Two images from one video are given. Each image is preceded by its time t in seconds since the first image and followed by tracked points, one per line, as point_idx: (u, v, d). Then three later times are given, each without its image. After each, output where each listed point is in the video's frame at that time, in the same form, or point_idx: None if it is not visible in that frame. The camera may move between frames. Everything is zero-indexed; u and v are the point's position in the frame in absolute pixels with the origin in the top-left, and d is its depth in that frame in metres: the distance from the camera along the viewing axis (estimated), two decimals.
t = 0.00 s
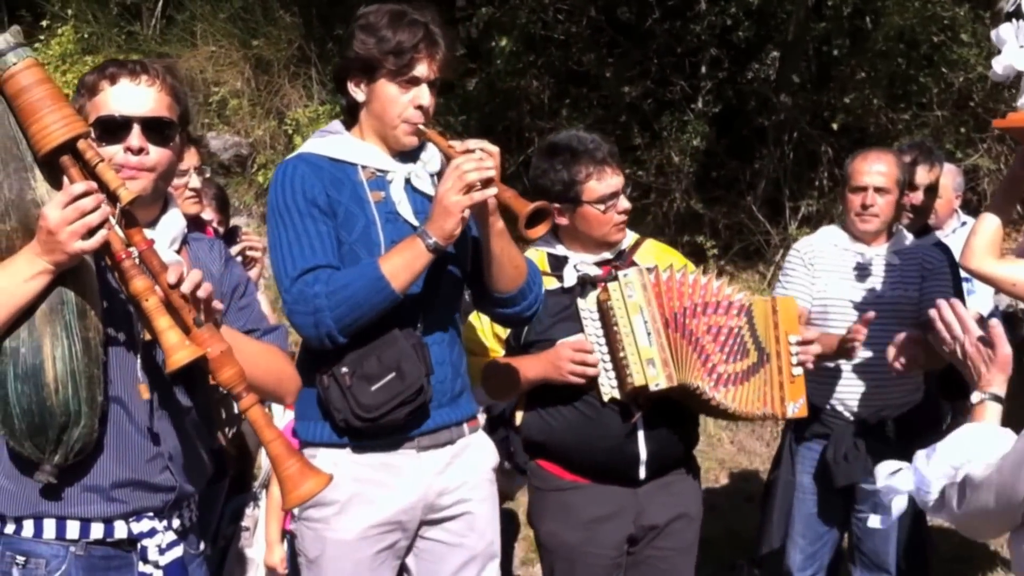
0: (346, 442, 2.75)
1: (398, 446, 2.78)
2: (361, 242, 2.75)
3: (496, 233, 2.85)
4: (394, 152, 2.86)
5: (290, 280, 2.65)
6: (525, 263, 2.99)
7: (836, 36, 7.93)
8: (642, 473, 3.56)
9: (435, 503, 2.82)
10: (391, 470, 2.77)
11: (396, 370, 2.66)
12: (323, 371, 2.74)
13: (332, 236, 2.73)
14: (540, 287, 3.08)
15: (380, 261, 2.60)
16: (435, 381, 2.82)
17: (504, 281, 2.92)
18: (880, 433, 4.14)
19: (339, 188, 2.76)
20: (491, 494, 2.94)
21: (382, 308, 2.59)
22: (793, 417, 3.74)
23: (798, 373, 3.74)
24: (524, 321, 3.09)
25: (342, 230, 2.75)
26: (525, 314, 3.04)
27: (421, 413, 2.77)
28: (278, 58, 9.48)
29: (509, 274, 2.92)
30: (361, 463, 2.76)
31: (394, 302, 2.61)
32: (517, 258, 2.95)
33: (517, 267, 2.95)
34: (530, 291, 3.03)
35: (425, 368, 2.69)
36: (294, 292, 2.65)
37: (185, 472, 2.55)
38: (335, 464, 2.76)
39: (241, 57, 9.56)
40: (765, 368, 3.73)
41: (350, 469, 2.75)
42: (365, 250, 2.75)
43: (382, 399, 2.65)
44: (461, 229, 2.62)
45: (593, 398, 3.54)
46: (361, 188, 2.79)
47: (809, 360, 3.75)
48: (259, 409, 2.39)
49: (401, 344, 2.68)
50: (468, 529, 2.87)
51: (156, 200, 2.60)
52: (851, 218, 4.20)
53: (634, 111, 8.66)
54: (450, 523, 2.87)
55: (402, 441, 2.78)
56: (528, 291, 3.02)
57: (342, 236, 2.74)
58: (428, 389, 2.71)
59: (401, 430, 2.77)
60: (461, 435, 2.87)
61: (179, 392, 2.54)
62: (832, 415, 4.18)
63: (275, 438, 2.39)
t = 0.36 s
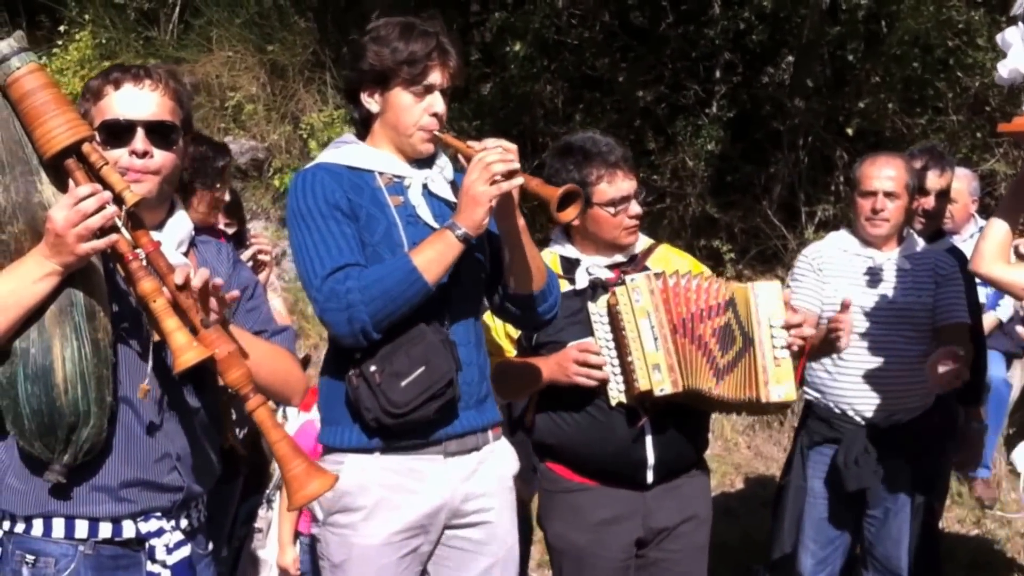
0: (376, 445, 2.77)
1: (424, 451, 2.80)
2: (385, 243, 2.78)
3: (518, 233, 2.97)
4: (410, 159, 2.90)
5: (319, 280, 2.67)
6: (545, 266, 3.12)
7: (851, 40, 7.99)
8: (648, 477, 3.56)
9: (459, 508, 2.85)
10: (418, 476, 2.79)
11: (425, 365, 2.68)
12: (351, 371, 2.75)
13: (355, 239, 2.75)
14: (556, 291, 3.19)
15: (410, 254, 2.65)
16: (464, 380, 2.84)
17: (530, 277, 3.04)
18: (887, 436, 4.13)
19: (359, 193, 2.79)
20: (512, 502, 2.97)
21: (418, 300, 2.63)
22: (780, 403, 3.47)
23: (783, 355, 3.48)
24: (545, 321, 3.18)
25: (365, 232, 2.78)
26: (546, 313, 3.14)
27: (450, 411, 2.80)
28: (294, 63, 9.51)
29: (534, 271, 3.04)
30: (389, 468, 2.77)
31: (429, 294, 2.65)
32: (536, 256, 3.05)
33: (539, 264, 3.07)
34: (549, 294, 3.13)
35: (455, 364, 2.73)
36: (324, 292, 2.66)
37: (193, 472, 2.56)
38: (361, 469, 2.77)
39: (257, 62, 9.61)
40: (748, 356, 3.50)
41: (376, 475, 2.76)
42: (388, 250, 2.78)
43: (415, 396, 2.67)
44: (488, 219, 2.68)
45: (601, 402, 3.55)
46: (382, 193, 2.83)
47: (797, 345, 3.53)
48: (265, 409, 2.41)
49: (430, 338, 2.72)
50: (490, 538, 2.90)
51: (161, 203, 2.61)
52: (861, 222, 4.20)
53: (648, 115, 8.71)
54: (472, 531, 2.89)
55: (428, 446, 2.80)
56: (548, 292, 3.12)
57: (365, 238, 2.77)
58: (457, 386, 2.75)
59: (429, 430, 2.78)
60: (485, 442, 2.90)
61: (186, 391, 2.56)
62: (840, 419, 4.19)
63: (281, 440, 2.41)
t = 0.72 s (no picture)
0: (412, 445, 2.91)
1: (462, 455, 2.93)
2: (418, 246, 2.98)
3: (548, 233, 3.07)
4: (445, 167, 3.12)
5: (351, 281, 2.88)
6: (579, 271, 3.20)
7: (864, 47, 8.11)
8: (652, 481, 3.57)
9: (494, 516, 2.97)
10: (455, 480, 2.92)
11: (458, 361, 2.84)
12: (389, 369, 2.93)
13: (388, 243, 2.96)
14: (595, 296, 3.28)
15: (436, 254, 2.81)
16: (501, 379, 2.96)
17: (561, 282, 3.13)
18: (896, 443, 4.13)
19: (393, 201, 3.01)
20: (545, 513, 3.08)
21: (444, 300, 2.81)
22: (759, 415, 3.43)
23: (772, 369, 3.44)
24: (585, 327, 3.29)
25: (399, 236, 2.98)
26: (584, 318, 3.25)
27: (488, 411, 2.93)
28: (305, 70, 9.55)
29: (565, 277, 3.13)
30: (428, 471, 2.91)
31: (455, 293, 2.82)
32: (569, 261, 3.14)
33: (570, 271, 3.14)
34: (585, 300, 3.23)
35: (488, 360, 2.88)
36: (355, 292, 2.87)
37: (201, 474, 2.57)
38: (401, 468, 2.91)
39: (268, 70, 9.60)
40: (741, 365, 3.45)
41: (415, 474, 2.91)
42: (421, 253, 2.97)
43: (445, 391, 2.82)
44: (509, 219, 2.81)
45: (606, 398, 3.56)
46: (415, 201, 3.04)
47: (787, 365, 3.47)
48: (270, 411, 2.42)
49: (464, 336, 2.88)
50: (519, 546, 3.01)
51: (168, 208, 2.64)
52: (872, 229, 4.20)
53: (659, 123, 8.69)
54: (502, 538, 3.01)
55: (464, 450, 2.93)
56: (584, 297, 3.22)
57: (398, 242, 2.97)
58: (489, 386, 2.88)
59: (468, 429, 2.91)
60: (526, 450, 3.01)
61: (195, 395, 2.56)
62: (850, 426, 4.18)
63: (287, 441, 2.43)
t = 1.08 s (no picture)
0: (423, 442, 2.95)
1: (476, 455, 2.95)
2: (438, 248, 3.02)
3: (559, 239, 2.97)
4: (479, 174, 3.16)
5: (367, 280, 2.96)
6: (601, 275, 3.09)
7: (873, 52, 8.11)
8: (674, 479, 3.56)
9: (504, 517, 2.98)
10: (469, 478, 2.94)
11: (467, 362, 2.87)
12: (405, 367, 2.99)
13: (411, 245, 3.02)
14: (620, 300, 3.15)
15: (444, 258, 2.86)
16: (511, 382, 2.96)
17: (575, 290, 3.03)
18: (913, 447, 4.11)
19: (418, 204, 3.07)
20: (559, 518, 3.07)
21: (451, 303, 2.85)
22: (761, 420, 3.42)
23: (783, 378, 3.45)
24: (608, 335, 3.15)
25: (421, 238, 3.03)
26: (605, 324, 3.11)
27: (497, 413, 2.94)
28: (315, 75, 9.58)
29: (579, 283, 3.02)
30: (439, 468, 2.94)
31: (462, 296, 2.85)
32: (586, 267, 3.03)
33: (587, 277, 3.03)
34: (606, 306, 3.10)
35: (495, 362, 2.88)
36: (369, 291, 2.95)
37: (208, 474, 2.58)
38: (417, 463, 2.95)
39: (279, 75, 9.64)
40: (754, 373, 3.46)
41: (427, 469, 2.94)
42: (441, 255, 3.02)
43: (451, 390, 2.86)
44: (516, 223, 2.81)
45: (637, 395, 3.61)
46: (441, 204, 3.09)
47: (802, 375, 3.49)
48: (275, 412, 2.43)
49: (473, 339, 2.90)
50: (528, 549, 3.01)
51: (173, 210, 2.65)
52: (879, 234, 4.21)
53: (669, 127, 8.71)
54: (512, 540, 3.01)
55: (477, 449, 2.95)
56: (605, 303, 3.09)
57: (420, 244, 3.02)
58: (499, 386, 2.88)
59: (475, 429, 2.93)
60: (542, 454, 3.02)
61: (200, 395, 2.57)
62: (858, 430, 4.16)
63: (289, 443, 2.45)
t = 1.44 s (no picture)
0: (427, 435, 2.95)
1: (480, 448, 2.95)
2: (447, 244, 3.02)
3: (565, 237, 2.95)
4: (493, 172, 3.16)
5: (374, 275, 2.98)
6: (607, 273, 3.06)
7: (880, 50, 8.04)
8: (685, 472, 3.56)
9: (508, 511, 2.98)
10: (474, 472, 2.94)
11: (467, 358, 2.86)
12: (411, 361, 3.00)
13: (420, 241, 3.03)
14: (625, 300, 3.12)
15: (445, 255, 2.86)
16: (514, 378, 2.97)
17: (579, 289, 3.00)
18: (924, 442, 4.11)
19: (430, 200, 3.07)
20: (564, 513, 3.07)
21: (453, 299, 2.85)
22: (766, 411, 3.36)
23: (789, 370, 3.39)
24: (612, 335, 3.12)
25: (430, 235, 3.03)
26: (609, 325, 3.08)
27: (499, 408, 2.94)
28: (323, 73, 9.58)
29: (583, 282, 3.00)
30: (443, 460, 2.94)
31: (463, 292, 2.85)
32: (590, 266, 3.00)
33: (591, 277, 3.00)
34: (609, 306, 3.06)
35: (496, 358, 2.87)
36: (375, 285, 2.97)
37: (215, 466, 2.57)
38: (422, 456, 2.95)
39: (287, 74, 9.68)
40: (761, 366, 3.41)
41: (432, 462, 2.94)
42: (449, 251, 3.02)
43: (452, 384, 2.86)
44: (520, 219, 2.80)
45: (653, 379, 3.64)
46: (452, 200, 3.08)
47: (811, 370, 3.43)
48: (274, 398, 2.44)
49: (476, 336, 2.89)
50: (532, 543, 3.00)
51: (184, 205, 2.66)
52: (884, 231, 4.19)
53: (676, 125, 8.72)
54: (516, 534, 3.01)
55: (482, 443, 2.94)
56: (609, 303, 3.06)
57: (429, 241, 3.02)
58: (501, 381, 2.88)
59: (476, 424, 2.93)
60: (546, 450, 3.01)
61: (196, 376, 2.54)
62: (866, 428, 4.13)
63: (288, 430, 2.45)
